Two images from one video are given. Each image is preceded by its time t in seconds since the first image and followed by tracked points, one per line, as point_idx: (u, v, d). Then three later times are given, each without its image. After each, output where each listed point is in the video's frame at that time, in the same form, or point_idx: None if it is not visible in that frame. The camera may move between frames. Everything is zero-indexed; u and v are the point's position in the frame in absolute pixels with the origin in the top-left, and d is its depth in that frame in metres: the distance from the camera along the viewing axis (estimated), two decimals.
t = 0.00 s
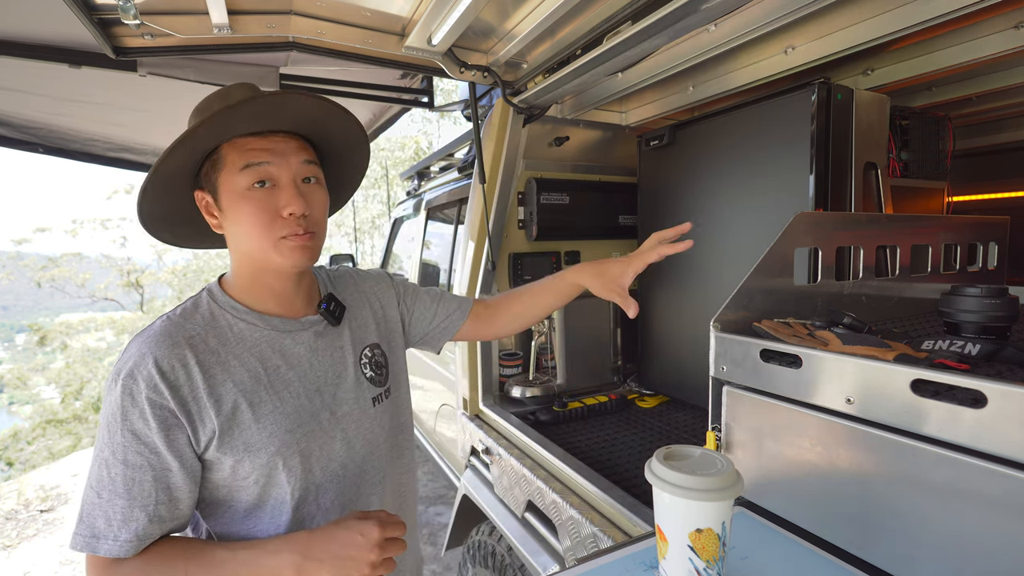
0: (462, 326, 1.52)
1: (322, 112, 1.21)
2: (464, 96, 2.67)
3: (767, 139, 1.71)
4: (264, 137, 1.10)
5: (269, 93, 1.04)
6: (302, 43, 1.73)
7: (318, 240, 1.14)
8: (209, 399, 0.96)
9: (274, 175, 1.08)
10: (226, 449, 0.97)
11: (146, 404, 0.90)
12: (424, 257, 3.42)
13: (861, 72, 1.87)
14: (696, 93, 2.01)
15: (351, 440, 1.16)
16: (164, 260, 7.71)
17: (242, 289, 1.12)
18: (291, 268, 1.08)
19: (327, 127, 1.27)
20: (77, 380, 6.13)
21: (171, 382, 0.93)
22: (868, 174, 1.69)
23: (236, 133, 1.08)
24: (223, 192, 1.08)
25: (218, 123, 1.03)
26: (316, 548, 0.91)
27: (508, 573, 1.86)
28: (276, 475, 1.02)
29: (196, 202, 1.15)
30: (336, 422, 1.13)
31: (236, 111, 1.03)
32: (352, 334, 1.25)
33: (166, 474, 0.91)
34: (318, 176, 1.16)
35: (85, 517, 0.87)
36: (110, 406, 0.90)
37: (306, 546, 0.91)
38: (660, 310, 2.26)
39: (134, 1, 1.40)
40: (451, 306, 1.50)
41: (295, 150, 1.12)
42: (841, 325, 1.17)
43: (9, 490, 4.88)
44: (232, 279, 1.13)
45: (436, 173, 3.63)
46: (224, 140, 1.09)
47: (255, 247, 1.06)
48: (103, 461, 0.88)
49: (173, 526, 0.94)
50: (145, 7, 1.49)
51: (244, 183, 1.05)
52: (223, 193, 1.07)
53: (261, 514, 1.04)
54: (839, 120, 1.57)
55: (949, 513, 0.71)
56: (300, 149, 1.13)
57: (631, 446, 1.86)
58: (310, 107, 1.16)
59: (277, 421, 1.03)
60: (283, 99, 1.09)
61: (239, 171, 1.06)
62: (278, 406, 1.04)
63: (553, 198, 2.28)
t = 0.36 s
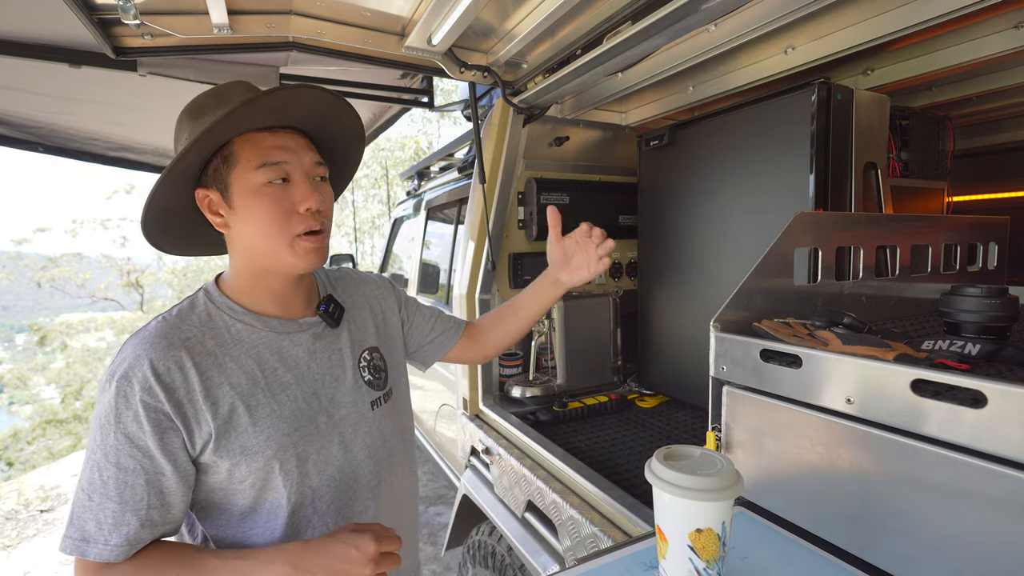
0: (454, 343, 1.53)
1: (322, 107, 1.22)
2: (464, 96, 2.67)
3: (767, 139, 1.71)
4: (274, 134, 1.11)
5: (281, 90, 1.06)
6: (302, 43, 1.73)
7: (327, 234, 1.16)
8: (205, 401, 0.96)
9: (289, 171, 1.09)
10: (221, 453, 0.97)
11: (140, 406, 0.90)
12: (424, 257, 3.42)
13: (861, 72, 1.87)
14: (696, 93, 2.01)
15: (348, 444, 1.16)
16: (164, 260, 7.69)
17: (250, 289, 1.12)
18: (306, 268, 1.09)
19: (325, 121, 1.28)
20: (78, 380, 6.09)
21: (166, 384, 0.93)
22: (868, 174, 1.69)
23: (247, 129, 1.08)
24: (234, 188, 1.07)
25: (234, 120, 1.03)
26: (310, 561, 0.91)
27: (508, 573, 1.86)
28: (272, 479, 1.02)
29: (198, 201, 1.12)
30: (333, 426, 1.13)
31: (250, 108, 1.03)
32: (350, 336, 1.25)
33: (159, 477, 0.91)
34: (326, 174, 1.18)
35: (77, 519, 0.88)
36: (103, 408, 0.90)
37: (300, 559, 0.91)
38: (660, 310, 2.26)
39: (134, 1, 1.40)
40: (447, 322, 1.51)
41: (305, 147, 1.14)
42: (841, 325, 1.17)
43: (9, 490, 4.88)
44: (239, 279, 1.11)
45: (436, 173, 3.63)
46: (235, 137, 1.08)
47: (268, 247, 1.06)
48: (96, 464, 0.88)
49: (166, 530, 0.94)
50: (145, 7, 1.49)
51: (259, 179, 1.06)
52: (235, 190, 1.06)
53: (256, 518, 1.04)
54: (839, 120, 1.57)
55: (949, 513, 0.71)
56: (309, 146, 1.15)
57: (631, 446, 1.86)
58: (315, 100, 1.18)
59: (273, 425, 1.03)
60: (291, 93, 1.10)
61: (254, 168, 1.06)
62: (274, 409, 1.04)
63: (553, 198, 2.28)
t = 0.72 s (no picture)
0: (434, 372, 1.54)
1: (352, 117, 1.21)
2: (464, 96, 2.68)
3: (767, 139, 1.71)
4: (293, 136, 1.12)
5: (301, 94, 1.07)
6: (302, 43, 1.73)
7: (334, 242, 1.15)
8: (220, 397, 0.96)
9: (302, 174, 1.09)
10: (235, 450, 0.97)
11: (157, 401, 0.89)
12: (424, 257, 3.42)
13: (861, 72, 1.87)
14: (696, 93, 2.01)
15: (356, 444, 1.17)
16: (164, 260, 7.69)
17: (255, 286, 1.11)
18: (310, 269, 1.09)
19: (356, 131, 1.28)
20: (77, 380, 6.15)
21: (182, 379, 0.93)
22: (868, 174, 1.69)
23: (269, 129, 1.10)
24: (249, 184, 1.08)
25: (253, 118, 1.05)
26: (330, 554, 0.91)
27: (508, 573, 1.86)
28: (283, 477, 1.02)
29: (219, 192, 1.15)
30: (342, 425, 1.14)
31: (271, 110, 1.06)
32: (358, 336, 1.27)
33: (174, 473, 0.90)
34: (343, 182, 1.18)
35: (84, 520, 0.85)
36: (116, 403, 0.89)
37: (320, 551, 0.91)
38: (660, 310, 2.26)
39: (134, 1, 1.40)
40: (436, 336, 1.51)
41: (323, 152, 1.14)
42: (841, 325, 1.17)
43: (9, 490, 4.89)
44: (246, 274, 1.12)
45: (436, 173, 3.63)
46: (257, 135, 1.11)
47: (274, 245, 1.07)
48: (107, 460, 0.86)
49: (178, 529, 0.93)
50: (145, 7, 1.49)
51: (272, 178, 1.07)
52: (249, 185, 1.08)
53: (265, 518, 1.04)
54: (839, 120, 1.57)
55: (949, 513, 0.71)
56: (328, 152, 1.15)
57: (631, 446, 1.86)
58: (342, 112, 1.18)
59: (286, 423, 1.03)
60: (316, 99, 1.11)
61: (268, 166, 1.07)
62: (287, 407, 1.04)
63: (553, 198, 2.28)
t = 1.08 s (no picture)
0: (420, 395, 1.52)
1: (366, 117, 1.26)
2: (464, 96, 2.68)
3: (767, 138, 1.71)
4: (327, 138, 1.13)
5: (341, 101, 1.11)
6: (302, 43, 1.74)
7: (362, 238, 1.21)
8: (236, 401, 0.96)
9: (341, 175, 1.13)
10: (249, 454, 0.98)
11: (173, 408, 0.89)
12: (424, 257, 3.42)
13: (861, 72, 1.87)
14: (696, 93, 2.01)
15: (369, 445, 1.16)
16: (164, 260, 7.69)
17: (284, 286, 1.11)
18: (342, 266, 1.13)
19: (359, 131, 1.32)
20: (77, 380, 6.23)
21: (198, 384, 0.93)
22: (869, 174, 1.69)
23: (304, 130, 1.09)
24: (287, 185, 1.07)
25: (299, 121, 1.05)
26: (349, 564, 0.92)
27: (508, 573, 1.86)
28: (298, 479, 1.03)
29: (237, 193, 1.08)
30: (355, 426, 1.14)
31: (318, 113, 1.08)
32: (368, 338, 1.26)
33: (191, 479, 0.91)
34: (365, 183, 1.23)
35: (102, 527, 0.86)
36: (131, 412, 0.89)
37: (340, 562, 0.91)
38: (660, 309, 2.26)
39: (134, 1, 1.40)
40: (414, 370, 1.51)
41: (352, 155, 1.18)
42: (841, 325, 1.18)
43: (9, 490, 4.89)
44: (276, 276, 1.11)
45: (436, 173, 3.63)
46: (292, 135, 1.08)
47: (314, 244, 1.08)
48: (123, 469, 0.87)
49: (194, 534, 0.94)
50: (145, 7, 1.49)
51: (315, 179, 1.08)
52: (288, 186, 1.07)
53: (280, 519, 1.04)
54: (839, 120, 1.57)
55: (948, 513, 0.71)
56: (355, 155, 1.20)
57: (631, 446, 1.86)
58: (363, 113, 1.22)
59: (301, 425, 1.03)
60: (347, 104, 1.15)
61: (310, 167, 1.08)
62: (302, 409, 1.04)
63: (553, 198, 2.28)
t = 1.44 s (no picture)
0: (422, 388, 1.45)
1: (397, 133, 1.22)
2: (464, 96, 2.68)
3: (767, 138, 1.71)
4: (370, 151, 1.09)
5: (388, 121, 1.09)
6: (302, 43, 1.75)
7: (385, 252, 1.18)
8: (283, 399, 0.95)
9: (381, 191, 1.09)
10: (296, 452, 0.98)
11: (233, 406, 0.86)
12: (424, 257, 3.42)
13: (861, 72, 1.87)
14: (696, 93, 2.01)
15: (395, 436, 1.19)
16: (164, 260, 7.64)
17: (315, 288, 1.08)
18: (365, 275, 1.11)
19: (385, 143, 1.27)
20: (77, 380, 6.30)
21: (250, 382, 0.91)
22: (869, 174, 1.69)
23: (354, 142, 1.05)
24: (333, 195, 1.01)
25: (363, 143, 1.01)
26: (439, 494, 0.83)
27: (508, 573, 1.86)
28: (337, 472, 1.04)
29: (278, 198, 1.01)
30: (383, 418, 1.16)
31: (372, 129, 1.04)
32: (385, 334, 1.26)
33: (269, 470, 0.87)
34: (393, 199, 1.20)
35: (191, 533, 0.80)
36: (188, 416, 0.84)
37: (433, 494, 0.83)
38: (660, 310, 2.26)
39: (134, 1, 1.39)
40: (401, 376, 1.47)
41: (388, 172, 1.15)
42: (841, 325, 1.18)
43: (9, 490, 4.90)
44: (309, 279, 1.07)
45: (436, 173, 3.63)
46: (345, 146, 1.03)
47: (354, 257, 1.05)
48: (196, 471, 0.81)
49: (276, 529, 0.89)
50: (145, 7, 1.49)
51: (362, 193, 1.03)
52: (335, 196, 1.01)
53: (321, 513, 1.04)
54: (839, 120, 1.57)
55: (948, 513, 0.71)
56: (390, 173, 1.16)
57: (631, 445, 1.86)
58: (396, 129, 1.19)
59: (340, 419, 1.04)
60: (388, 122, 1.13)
61: (360, 180, 1.03)
62: (340, 404, 1.05)
63: (553, 197, 2.28)
